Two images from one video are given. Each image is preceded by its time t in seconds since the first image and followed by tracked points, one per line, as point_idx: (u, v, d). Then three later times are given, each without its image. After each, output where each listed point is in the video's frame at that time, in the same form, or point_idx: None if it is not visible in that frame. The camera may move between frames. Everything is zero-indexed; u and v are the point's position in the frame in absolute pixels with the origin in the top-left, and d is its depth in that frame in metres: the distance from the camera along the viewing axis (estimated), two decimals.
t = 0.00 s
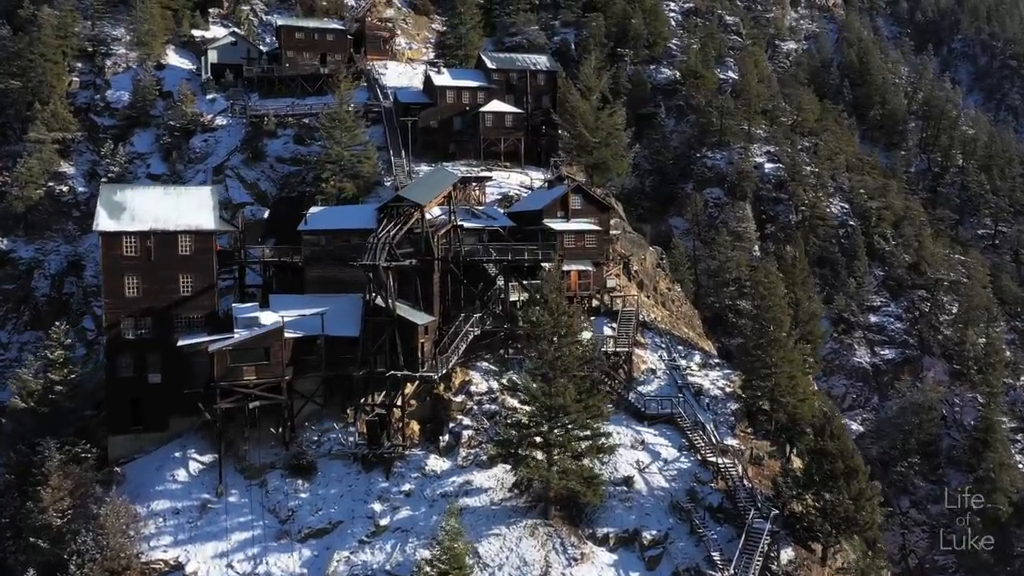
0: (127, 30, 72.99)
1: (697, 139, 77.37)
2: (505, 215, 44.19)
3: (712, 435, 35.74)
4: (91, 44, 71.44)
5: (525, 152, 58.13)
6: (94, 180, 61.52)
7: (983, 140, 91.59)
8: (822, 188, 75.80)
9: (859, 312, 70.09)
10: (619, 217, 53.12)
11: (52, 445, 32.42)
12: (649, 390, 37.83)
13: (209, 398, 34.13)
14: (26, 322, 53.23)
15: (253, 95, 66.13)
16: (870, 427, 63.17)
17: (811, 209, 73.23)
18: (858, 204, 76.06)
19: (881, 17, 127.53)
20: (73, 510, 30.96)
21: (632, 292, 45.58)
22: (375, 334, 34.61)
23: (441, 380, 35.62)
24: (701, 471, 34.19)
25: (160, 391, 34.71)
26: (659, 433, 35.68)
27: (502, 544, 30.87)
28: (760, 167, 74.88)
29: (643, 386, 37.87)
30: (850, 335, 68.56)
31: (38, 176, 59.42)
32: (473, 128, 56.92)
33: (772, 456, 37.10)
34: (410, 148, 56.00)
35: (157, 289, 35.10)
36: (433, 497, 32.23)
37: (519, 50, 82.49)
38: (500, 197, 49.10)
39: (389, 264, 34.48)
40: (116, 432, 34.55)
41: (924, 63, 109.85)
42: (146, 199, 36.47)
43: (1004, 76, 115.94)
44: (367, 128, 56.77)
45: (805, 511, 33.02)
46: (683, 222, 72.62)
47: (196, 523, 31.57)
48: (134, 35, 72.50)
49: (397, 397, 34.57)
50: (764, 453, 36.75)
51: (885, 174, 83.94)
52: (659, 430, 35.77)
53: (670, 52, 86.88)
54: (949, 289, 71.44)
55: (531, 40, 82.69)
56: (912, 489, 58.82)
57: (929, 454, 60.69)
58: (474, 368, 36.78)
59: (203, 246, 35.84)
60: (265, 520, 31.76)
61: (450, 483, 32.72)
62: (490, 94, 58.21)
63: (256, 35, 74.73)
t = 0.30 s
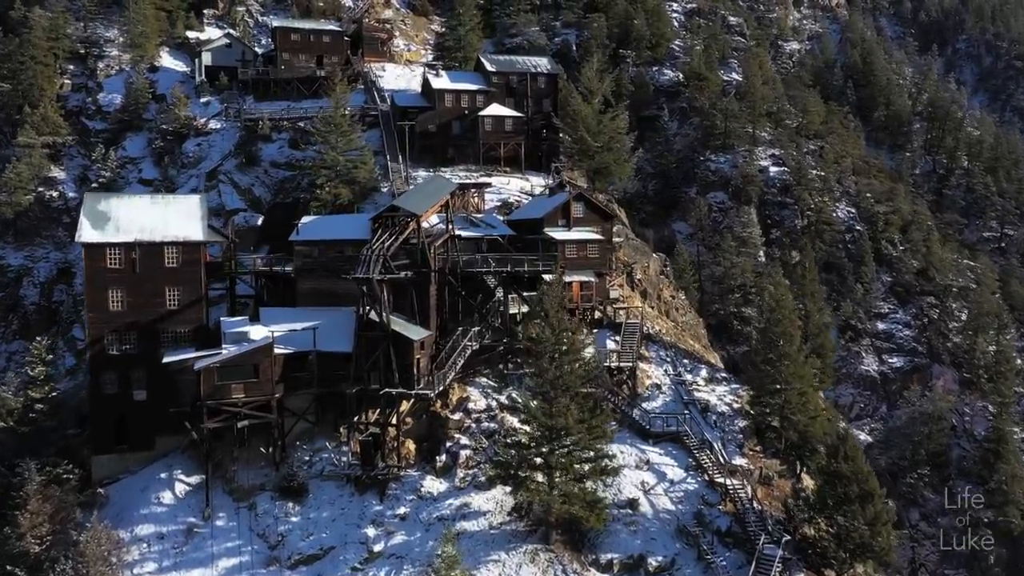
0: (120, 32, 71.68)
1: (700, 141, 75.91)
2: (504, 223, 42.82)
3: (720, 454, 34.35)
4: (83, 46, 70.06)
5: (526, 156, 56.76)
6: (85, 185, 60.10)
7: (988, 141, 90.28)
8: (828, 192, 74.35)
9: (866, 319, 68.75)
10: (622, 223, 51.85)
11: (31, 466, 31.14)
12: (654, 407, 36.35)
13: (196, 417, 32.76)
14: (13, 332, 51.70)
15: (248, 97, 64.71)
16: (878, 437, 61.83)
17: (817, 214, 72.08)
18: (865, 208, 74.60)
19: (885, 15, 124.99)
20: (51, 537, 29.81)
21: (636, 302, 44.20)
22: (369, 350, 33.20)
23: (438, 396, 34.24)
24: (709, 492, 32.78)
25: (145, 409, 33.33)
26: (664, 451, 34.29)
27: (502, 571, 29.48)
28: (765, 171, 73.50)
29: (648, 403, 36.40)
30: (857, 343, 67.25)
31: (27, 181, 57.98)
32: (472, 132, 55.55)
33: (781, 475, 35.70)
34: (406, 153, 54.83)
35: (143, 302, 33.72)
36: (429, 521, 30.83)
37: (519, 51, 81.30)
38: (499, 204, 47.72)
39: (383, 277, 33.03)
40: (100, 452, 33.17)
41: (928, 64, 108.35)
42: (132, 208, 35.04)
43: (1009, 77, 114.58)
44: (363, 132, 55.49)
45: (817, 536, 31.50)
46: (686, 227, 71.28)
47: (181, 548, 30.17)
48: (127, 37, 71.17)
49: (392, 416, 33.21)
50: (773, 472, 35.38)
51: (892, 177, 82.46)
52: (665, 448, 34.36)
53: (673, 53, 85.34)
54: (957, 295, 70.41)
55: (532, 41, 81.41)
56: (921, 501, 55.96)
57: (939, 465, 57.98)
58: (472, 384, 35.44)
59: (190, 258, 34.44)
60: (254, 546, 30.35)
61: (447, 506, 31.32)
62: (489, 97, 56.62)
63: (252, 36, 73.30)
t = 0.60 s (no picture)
0: (119, 35, 70.48)
1: (710, 145, 74.30)
2: (508, 233, 41.35)
3: (733, 477, 32.84)
4: (81, 49, 68.88)
5: (531, 162, 55.37)
6: (81, 192, 58.80)
7: (1002, 143, 88.46)
8: (841, 197, 72.66)
9: (881, 327, 67.10)
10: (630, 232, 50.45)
11: (14, 491, 29.97)
12: (664, 427, 34.89)
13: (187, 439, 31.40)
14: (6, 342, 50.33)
15: (248, 101, 63.39)
16: (893, 449, 60.14)
17: (830, 219, 70.38)
18: (879, 213, 72.92)
19: (895, 15, 123.15)
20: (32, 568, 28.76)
21: (646, 316, 42.70)
22: (367, 369, 31.77)
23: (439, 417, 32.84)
24: (722, 519, 31.23)
25: (135, 430, 31.99)
26: (675, 475, 32.80)
27: None
28: (776, 175, 71.93)
29: (659, 423, 34.94)
30: (872, 352, 65.53)
31: (23, 187, 56.70)
32: (476, 138, 54.11)
33: (799, 499, 34.13)
34: (409, 160, 53.35)
35: (132, 318, 32.41)
36: (430, 549, 29.42)
37: (525, 53, 79.87)
38: (504, 213, 46.29)
39: (382, 293, 31.58)
40: (88, 474, 31.88)
41: (940, 64, 106.47)
42: (122, 221, 33.78)
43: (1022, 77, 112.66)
44: (365, 138, 54.27)
45: (836, 566, 29.98)
46: (696, 232, 69.70)
47: None
48: (126, 40, 69.97)
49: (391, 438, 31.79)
50: (789, 495, 33.88)
51: (906, 181, 80.72)
52: (676, 471, 32.87)
53: (681, 54, 83.69)
54: (975, 303, 68.65)
55: (538, 43, 79.92)
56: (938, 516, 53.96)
57: (956, 478, 55.97)
58: (475, 403, 34.03)
59: (182, 272, 33.11)
60: None
61: (448, 533, 29.90)
62: (494, 101, 55.04)
63: (253, 38, 71.98)
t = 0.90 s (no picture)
0: (118, 38, 69.27)
1: (721, 149, 72.67)
2: (513, 244, 39.87)
3: (749, 504, 31.28)
4: (80, 53, 67.69)
5: (538, 169, 53.89)
6: (78, 199, 57.51)
7: (1018, 146, 86.51)
8: (855, 202, 70.94)
9: (896, 337, 65.29)
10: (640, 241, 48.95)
11: None
12: (676, 449, 33.36)
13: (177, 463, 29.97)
14: None
15: (248, 106, 62.06)
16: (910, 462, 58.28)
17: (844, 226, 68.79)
18: (894, 220, 71.15)
19: (906, 15, 121.13)
20: None
21: (656, 331, 41.16)
22: (365, 390, 30.35)
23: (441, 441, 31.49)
24: (738, 548, 29.60)
25: (124, 453, 30.45)
26: (688, 501, 31.19)
27: None
28: (788, 180, 70.32)
29: (670, 444, 33.41)
30: (888, 362, 63.67)
31: (18, 195, 55.44)
32: (480, 143, 52.60)
33: (818, 526, 32.51)
34: (411, 167, 51.90)
35: (121, 336, 31.03)
36: None
37: (531, 55, 78.39)
38: (509, 222, 44.88)
39: (380, 310, 30.14)
40: (75, 500, 30.44)
41: (953, 64, 104.43)
42: (110, 234, 32.43)
43: None
44: (367, 144, 53.04)
45: None
46: (706, 238, 68.05)
47: None
48: (125, 43, 68.74)
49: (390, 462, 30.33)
50: (808, 522, 32.33)
51: (920, 185, 78.97)
52: (688, 497, 31.27)
53: (691, 57, 82.03)
54: (993, 312, 66.76)
55: (544, 46, 78.42)
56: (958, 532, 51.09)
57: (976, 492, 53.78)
58: (478, 424, 32.60)
59: (172, 288, 31.72)
60: None
61: (449, 564, 28.34)
62: (499, 107, 53.54)
63: (254, 42, 70.73)
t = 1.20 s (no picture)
0: (118, 42, 68.18)
1: (732, 154, 70.98)
2: (519, 257, 38.52)
3: (767, 534, 29.60)
4: (79, 57, 66.61)
5: (545, 176, 52.38)
6: (75, 207, 56.33)
7: None
8: (870, 209, 69.40)
9: (914, 347, 63.36)
10: (651, 253, 47.47)
11: None
12: (690, 474, 31.73)
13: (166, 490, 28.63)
14: None
15: (249, 111, 60.70)
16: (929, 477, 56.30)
17: (860, 232, 67.11)
18: (911, 226, 69.38)
19: (918, 15, 118.94)
20: None
21: (668, 347, 39.50)
22: (362, 414, 28.73)
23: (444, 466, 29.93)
24: None
25: (111, 480, 29.21)
26: (702, 530, 29.50)
27: None
28: (802, 186, 68.84)
29: (683, 470, 31.77)
30: (905, 372, 61.73)
31: (14, 202, 54.33)
32: (486, 150, 51.05)
33: (839, 556, 30.87)
34: (414, 174, 50.42)
35: (107, 357, 29.67)
36: None
37: (539, 58, 76.92)
38: (515, 233, 43.42)
39: (379, 330, 28.58)
40: (60, 528, 29.15)
41: (968, 64, 102.22)
42: (97, 249, 31.04)
43: None
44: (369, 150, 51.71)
45: None
46: (717, 245, 66.27)
47: None
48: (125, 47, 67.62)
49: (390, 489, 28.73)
50: (829, 553, 30.66)
51: (937, 190, 76.96)
52: (703, 527, 29.61)
53: (701, 58, 80.33)
54: (1014, 321, 64.78)
55: (551, 48, 76.96)
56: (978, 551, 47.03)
57: (999, 510, 49.25)
58: (482, 449, 31.13)
59: (161, 306, 30.35)
60: None
61: None
62: (505, 112, 52.09)
63: (256, 45, 69.50)
